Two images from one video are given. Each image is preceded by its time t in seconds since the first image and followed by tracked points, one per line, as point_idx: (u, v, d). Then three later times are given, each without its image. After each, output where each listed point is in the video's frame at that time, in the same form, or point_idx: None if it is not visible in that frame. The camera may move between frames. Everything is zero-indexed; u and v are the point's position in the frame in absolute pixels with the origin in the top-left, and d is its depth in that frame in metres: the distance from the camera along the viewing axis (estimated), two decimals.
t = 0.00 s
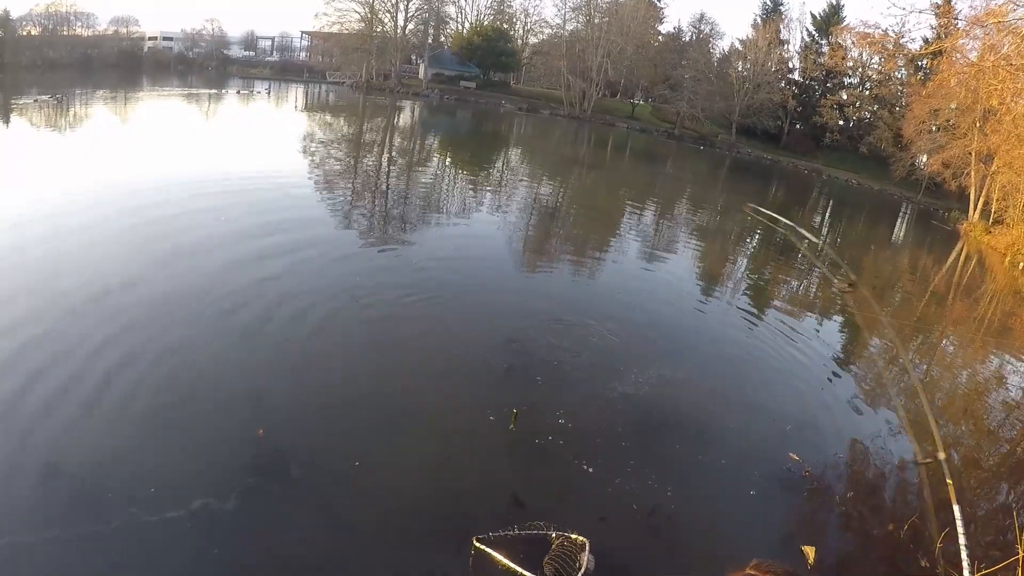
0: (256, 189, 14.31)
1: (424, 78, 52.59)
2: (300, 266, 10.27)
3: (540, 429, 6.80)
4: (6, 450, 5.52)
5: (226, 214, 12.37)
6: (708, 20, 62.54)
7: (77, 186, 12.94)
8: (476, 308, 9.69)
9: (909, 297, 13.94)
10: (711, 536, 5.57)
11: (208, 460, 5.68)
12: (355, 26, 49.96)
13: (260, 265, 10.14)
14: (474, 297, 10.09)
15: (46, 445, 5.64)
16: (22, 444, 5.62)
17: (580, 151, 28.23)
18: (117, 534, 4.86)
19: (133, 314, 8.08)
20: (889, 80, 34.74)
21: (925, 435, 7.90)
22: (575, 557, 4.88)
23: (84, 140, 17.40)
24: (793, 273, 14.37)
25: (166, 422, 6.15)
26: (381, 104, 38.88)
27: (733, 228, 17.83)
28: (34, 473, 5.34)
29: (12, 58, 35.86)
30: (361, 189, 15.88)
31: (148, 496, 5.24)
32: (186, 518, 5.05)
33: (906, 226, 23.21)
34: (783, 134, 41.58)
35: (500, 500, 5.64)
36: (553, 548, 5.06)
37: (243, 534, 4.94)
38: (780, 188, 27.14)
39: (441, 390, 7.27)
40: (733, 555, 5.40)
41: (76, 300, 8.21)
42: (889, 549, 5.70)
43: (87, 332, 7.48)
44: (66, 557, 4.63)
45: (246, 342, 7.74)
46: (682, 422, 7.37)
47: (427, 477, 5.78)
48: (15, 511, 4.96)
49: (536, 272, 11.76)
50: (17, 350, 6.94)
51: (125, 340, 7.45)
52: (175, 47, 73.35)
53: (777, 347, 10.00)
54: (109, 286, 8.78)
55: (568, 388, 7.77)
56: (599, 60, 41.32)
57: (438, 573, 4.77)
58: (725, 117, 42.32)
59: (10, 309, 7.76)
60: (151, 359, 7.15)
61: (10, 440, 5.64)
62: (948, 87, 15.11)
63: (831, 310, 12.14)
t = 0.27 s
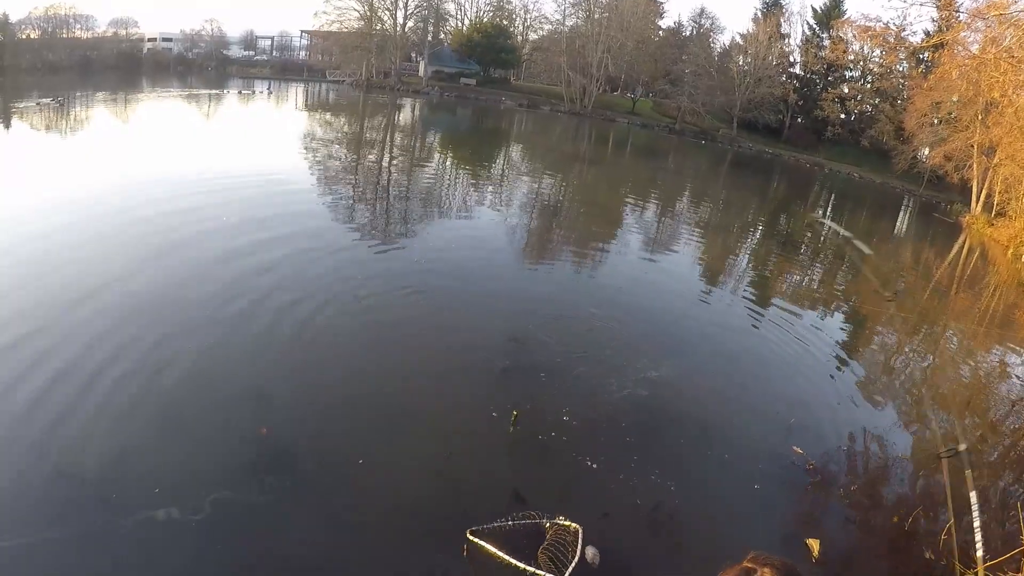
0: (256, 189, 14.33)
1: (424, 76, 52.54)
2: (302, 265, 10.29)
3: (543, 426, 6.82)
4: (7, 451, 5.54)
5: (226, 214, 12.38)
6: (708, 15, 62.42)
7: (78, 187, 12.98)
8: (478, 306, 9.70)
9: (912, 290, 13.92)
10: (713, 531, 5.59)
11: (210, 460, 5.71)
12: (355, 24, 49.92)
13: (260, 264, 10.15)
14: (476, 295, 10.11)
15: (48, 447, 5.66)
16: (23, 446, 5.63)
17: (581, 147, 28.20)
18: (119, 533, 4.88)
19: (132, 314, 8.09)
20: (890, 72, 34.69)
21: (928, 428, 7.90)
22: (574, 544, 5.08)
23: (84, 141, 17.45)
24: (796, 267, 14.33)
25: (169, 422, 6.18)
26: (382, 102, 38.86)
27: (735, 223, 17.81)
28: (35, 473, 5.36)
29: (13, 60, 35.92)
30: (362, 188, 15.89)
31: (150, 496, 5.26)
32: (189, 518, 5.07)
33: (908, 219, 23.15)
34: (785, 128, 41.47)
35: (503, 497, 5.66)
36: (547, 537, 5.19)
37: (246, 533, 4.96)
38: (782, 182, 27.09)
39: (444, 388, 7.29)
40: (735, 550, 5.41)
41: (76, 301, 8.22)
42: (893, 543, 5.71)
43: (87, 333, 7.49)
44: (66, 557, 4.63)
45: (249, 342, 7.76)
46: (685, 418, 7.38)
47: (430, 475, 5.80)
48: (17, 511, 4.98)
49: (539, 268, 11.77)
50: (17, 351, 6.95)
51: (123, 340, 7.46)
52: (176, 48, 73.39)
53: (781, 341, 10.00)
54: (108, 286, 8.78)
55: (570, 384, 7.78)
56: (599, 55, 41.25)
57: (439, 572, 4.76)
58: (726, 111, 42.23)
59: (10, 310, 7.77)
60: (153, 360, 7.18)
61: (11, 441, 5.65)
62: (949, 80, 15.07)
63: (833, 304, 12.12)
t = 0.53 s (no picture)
0: (260, 184, 14.35)
1: (428, 72, 52.51)
2: (304, 261, 10.30)
3: (544, 425, 6.82)
4: (8, 447, 5.55)
5: (229, 209, 12.41)
6: (713, 15, 62.31)
7: (82, 182, 13.02)
8: (480, 304, 9.70)
9: (915, 292, 13.89)
10: (713, 531, 5.58)
11: (211, 456, 5.72)
12: (360, 20, 49.90)
13: (262, 260, 10.15)
14: (478, 293, 10.10)
15: (48, 443, 5.67)
16: (24, 442, 5.65)
17: (585, 146, 28.18)
18: (119, 530, 4.89)
19: (134, 310, 8.10)
20: (895, 73, 34.59)
21: (930, 431, 7.88)
22: (563, 535, 5.11)
23: (88, 136, 17.48)
24: (799, 268, 14.30)
25: (170, 417, 6.19)
26: (385, 99, 38.86)
27: (739, 223, 17.78)
28: (36, 470, 5.37)
29: (18, 54, 35.99)
30: (365, 185, 15.90)
31: (151, 492, 5.28)
32: (189, 514, 5.08)
33: (911, 220, 23.09)
34: (789, 127, 41.35)
35: (503, 495, 5.67)
36: (537, 528, 5.20)
37: (246, 530, 4.98)
38: (786, 182, 27.03)
39: (445, 386, 7.29)
40: (734, 551, 5.40)
41: (78, 297, 8.23)
42: (894, 545, 5.70)
43: (89, 329, 7.50)
44: (66, 553, 4.65)
45: (250, 338, 7.77)
46: (686, 418, 7.38)
47: (430, 473, 5.80)
48: (17, 508, 4.99)
49: (542, 267, 11.77)
50: (19, 346, 6.97)
51: (125, 336, 7.47)
52: (181, 42, 73.43)
53: (783, 342, 9.99)
54: (110, 281, 8.80)
55: (572, 383, 7.78)
56: (604, 53, 41.17)
57: (438, 571, 4.77)
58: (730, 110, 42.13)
59: (13, 304, 7.80)
60: (154, 355, 7.19)
61: (12, 438, 5.66)
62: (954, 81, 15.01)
63: (836, 306, 12.10)
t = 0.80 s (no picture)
0: (263, 184, 14.43)
1: (430, 73, 52.62)
2: (308, 261, 10.36)
3: (546, 424, 6.87)
4: (12, 446, 5.60)
5: (233, 209, 12.48)
6: (715, 15, 62.36)
7: (86, 180, 13.10)
8: (483, 303, 9.75)
9: (917, 292, 13.90)
10: (712, 530, 5.63)
11: (216, 455, 5.78)
12: (363, 21, 50.04)
13: (265, 260, 10.21)
14: (480, 292, 10.14)
15: (54, 441, 5.74)
16: (27, 441, 5.70)
17: (587, 146, 28.23)
18: (124, 528, 4.95)
19: (137, 309, 8.16)
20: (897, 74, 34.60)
21: (931, 430, 7.90)
22: (557, 540, 5.13)
23: (91, 135, 17.56)
24: (801, 268, 14.32)
25: (175, 416, 6.26)
26: (388, 99, 38.95)
27: (741, 223, 17.82)
28: (40, 468, 5.43)
29: (22, 53, 36.13)
30: (368, 184, 15.96)
31: (154, 491, 5.33)
32: (193, 513, 5.13)
33: (913, 221, 23.09)
34: (791, 128, 41.39)
35: (504, 494, 5.72)
36: (529, 530, 5.24)
37: (249, 528, 5.03)
38: (788, 183, 27.05)
39: (447, 384, 7.36)
40: (734, 550, 5.44)
41: (81, 296, 8.29)
42: (895, 544, 5.73)
43: (92, 329, 7.56)
44: (71, 552, 4.70)
45: (254, 337, 7.85)
46: (686, 417, 7.43)
47: (433, 472, 5.86)
48: (22, 507, 5.04)
49: (545, 266, 11.83)
50: (23, 345, 7.02)
51: (128, 336, 7.53)
52: (184, 42, 73.67)
53: (784, 341, 10.04)
54: (115, 280, 8.87)
55: (574, 383, 7.82)
56: (606, 55, 41.26)
57: (440, 569, 4.81)
58: (732, 112, 42.18)
59: (18, 303, 7.87)
60: (160, 355, 7.25)
61: (16, 437, 5.71)
62: (955, 81, 15.00)
63: (837, 305, 12.13)
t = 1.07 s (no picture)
0: (266, 181, 14.44)
1: (434, 71, 52.61)
2: (310, 258, 10.37)
3: (546, 424, 6.88)
4: (12, 441, 5.62)
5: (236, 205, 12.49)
6: (719, 17, 62.29)
7: (90, 175, 13.11)
8: (485, 302, 9.76)
9: (918, 296, 13.88)
10: (712, 532, 5.63)
11: (218, 451, 5.81)
12: (367, 18, 50.05)
13: (267, 257, 10.23)
14: (482, 292, 10.15)
15: (57, 436, 5.76)
16: (29, 436, 5.72)
17: (590, 147, 28.21)
18: (127, 523, 4.97)
19: (139, 305, 8.17)
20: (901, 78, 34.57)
21: (931, 434, 7.90)
22: (557, 538, 5.16)
23: (95, 129, 17.58)
24: (802, 271, 14.29)
25: (177, 412, 6.29)
26: (391, 97, 38.95)
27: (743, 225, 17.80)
28: (42, 463, 5.45)
29: (25, 47, 36.16)
30: (371, 182, 15.96)
31: (154, 487, 5.35)
32: (195, 509, 5.16)
33: (915, 225, 23.06)
34: (794, 132, 41.34)
35: (504, 493, 5.74)
36: (529, 531, 5.26)
37: (251, 525, 5.05)
38: (791, 186, 27.03)
39: (448, 382, 7.37)
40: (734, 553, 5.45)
41: (82, 291, 8.30)
42: (894, 549, 5.73)
43: (94, 325, 7.58)
44: (74, 547, 4.72)
45: (256, 333, 7.87)
46: (687, 419, 7.43)
47: (433, 470, 5.87)
48: (22, 502, 5.06)
49: (547, 266, 11.83)
50: (24, 339, 7.04)
51: (129, 331, 7.55)
52: (188, 37, 73.70)
53: (785, 344, 10.03)
54: (119, 276, 8.90)
55: (575, 383, 7.83)
56: (610, 56, 41.24)
57: (440, 567, 4.83)
58: (735, 114, 42.14)
59: (22, 297, 7.90)
60: (163, 351, 7.28)
61: (16, 432, 5.73)
62: (959, 85, 14.99)
63: (839, 309, 12.12)
